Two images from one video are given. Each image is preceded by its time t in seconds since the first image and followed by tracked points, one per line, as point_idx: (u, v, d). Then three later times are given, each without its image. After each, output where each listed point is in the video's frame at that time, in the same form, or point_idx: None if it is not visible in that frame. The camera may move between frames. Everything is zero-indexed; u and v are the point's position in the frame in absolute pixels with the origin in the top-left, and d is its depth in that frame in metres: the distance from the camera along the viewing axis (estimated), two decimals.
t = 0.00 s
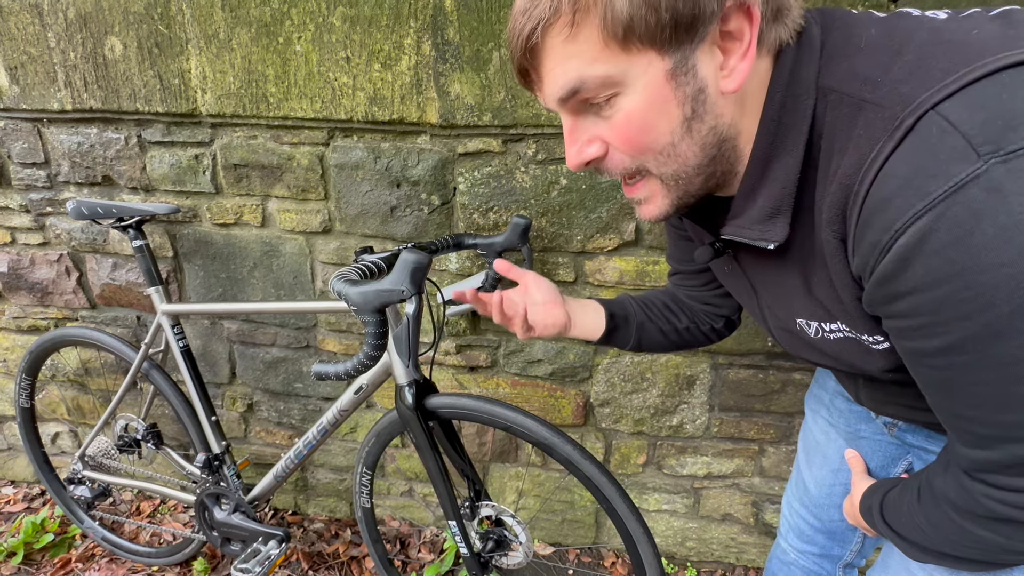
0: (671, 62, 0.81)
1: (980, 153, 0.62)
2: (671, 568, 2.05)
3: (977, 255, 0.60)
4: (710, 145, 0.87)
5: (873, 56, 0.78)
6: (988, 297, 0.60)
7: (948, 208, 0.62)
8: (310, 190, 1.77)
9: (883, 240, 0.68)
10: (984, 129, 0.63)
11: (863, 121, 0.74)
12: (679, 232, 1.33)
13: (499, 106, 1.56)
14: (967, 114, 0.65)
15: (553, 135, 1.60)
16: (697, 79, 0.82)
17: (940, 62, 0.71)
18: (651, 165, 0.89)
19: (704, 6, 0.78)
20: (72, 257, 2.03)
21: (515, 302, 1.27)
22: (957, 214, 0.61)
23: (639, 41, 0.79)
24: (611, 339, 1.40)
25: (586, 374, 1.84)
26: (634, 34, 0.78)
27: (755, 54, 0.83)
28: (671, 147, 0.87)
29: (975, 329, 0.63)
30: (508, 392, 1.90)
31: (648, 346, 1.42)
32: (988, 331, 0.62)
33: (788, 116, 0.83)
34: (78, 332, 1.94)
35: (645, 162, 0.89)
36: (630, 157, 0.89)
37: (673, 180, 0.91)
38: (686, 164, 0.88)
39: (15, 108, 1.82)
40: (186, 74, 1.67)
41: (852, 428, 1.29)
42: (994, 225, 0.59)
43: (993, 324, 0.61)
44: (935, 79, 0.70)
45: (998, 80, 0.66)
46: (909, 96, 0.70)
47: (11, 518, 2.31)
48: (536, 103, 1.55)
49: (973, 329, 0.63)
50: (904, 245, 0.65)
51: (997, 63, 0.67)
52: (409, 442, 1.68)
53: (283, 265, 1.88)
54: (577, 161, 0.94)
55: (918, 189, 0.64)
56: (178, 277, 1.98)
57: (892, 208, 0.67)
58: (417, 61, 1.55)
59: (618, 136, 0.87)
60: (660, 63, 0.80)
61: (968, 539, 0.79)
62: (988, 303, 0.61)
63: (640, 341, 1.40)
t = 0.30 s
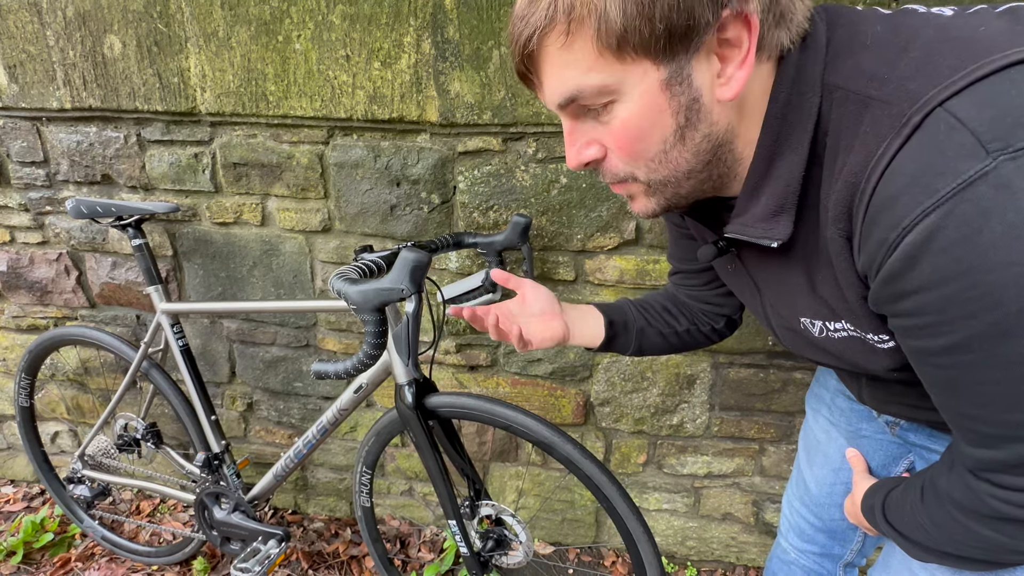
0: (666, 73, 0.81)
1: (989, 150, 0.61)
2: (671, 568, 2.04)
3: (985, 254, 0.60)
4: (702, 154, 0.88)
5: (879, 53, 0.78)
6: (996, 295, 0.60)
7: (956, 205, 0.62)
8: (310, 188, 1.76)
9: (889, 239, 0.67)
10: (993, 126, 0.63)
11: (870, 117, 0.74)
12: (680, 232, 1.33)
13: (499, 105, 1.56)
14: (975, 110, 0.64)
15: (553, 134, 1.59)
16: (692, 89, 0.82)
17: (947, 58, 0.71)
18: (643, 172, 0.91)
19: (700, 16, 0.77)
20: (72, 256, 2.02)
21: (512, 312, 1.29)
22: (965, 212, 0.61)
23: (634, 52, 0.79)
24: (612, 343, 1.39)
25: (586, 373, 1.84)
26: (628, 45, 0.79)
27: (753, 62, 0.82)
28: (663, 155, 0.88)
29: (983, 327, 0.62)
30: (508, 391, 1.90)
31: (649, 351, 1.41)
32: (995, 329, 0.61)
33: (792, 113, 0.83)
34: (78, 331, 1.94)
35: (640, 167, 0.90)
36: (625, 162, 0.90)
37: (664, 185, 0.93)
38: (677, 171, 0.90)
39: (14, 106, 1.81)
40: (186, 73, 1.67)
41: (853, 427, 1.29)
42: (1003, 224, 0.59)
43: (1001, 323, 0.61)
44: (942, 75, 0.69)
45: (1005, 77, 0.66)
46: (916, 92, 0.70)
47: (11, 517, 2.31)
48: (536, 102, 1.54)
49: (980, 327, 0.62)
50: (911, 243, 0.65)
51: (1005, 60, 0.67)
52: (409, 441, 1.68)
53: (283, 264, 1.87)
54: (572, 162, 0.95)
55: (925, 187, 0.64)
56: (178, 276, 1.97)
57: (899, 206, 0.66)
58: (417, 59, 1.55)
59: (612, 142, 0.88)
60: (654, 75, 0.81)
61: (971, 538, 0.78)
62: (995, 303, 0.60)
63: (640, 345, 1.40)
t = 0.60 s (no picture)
0: (672, 65, 0.81)
1: (1001, 144, 0.61)
2: (670, 567, 2.05)
3: (996, 250, 0.60)
4: (704, 147, 0.88)
5: (890, 47, 0.77)
6: (1006, 291, 0.60)
7: (966, 200, 0.62)
8: (309, 188, 1.76)
9: (897, 234, 0.67)
10: (1005, 120, 0.63)
11: (879, 111, 0.74)
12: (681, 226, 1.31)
13: (498, 104, 1.56)
14: (987, 104, 0.64)
15: (552, 133, 1.59)
16: (697, 82, 0.83)
17: (959, 53, 0.71)
18: (644, 162, 0.91)
19: (709, 8, 0.77)
20: (72, 255, 2.02)
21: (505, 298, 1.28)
22: (976, 206, 0.61)
23: (641, 41, 0.79)
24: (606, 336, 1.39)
25: (586, 372, 1.84)
26: (636, 33, 0.79)
27: (761, 58, 0.81)
28: (665, 146, 0.88)
29: (990, 325, 0.62)
30: (508, 390, 1.91)
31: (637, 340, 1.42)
32: (1002, 328, 0.62)
33: (799, 107, 0.83)
34: (78, 330, 1.94)
35: (641, 157, 0.91)
36: (626, 151, 0.91)
37: (664, 176, 0.93)
38: (678, 162, 0.90)
39: (14, 106, 1.81)
40: (185, 72, 1.67)
41: (851, 426, 1.29)
42: (1014, 219, 0.59)
43: (1009, 320, 0.61)
44: (954, 69, 0.69)
45: (1018, 72, 0.66)
46: (928, 86, 0.70)
47: (11, 516, 2.31)
48: (535, 101, 1.54)
49: (988, 325, 0.63)
50: (920, 239, 0.65)
51: (1017, 55, 0.67)
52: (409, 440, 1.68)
53: (283, 263, 1.88)
54: (573, 149, 0.96)
55: (936, 181, 0.64)
56: (177, 275, 1.98)
57: (908, 200, 0.66)
58: (416, 58, 1.55)
59: (615, 131, 0.88)
60: (660, 66, 0.81)
61: (971, 538, 0.79)
62: (1004, 299, 0.60)
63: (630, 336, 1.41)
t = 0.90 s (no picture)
0: (680, 54, 0.81)
1: (1010, 141, 0.61)
2: (670, 566, 2.05)
3: (1002, 249, 0.60)
4: (707, 139, 0.88)
5: (898, 40, 0.77)
6: (1011, 291, 0.60)
7: (974, 198, 0.62)
8: (309, 187, 1.76)
9: (902, 231, 0.67)
10: (1014, 117, 0.62)
11: (884, 106, 0.73)
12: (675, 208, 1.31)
13: (498, 103, 1.56)
14: (996, 100, 0.64)
15: (552, 132, 1.59)
16: (704, 73, 0.82)
17: (968, 47, 0.70)
18: (646, 152, 0.91)
19: None
20: (72, 255, 2.02)
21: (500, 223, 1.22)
22: (984, 204, 0.61)
23: (650, 27, 0.79)
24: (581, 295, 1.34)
25: (585, 372, 1.84)
26: (645, 18, 0.79)
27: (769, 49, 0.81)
28: (668, 137, 0.88)
29: (993, 326, 0.62)
30: (508, 389, 1.90)
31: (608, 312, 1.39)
32: (1005, 329, 0.62)
33: (802, 100, 0.83)
34: (78, 330, 1.94)
35: (643, 147, 0.90)
36: (629, 141, 0.90)
37: (665, 168, 0.93)
38: (680, 154, 0.90)
39: (14, 105, 1.81)
40: (185, 71, 1.66)
41: (851, 426, 1.29)
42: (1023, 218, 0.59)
43: (1012, 322, 0.61)
44: (963, 64, 0.69)
45: None
46: (935, 81, 0.69)
47: (11, 515, 2.31)
48: (535, 100, 1.54)
49: (991, 326, 0.62)
50: (925, 237, 0.65)
51: None
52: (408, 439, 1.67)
53: (283, 262, 1.87)
54: (575, 135, 0.95)
55: (942, 178, 0.64)
56: (177, 275, 1.97)
57: (914, 197, 0.66)
58: (416, 58, 1.55)
59: (618, 118, 0.88)
60: (668, 53, 0.81)
61: (970, 538, 0.79)
62: (1010, 300, 0.60)
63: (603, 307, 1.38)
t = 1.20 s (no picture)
0: (684, 46, 0.80)
1: (1016, 138, 0.61)
2: (670, 566, 2.05)
3: (1008, 248, 0.60)
4: (710, 133, 0.88)
5: (902, 36, 0.76)
6: (1016, 291, 0.60)
7: (980, 196, 0.61)
8: (309, 186, 1.76)
9: (906, 230, 0.67)
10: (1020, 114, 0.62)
11: (888, 102, 0.73)
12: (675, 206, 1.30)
13: (498, 102, 1.55)
14: (1002, 97, 0.64)
15: (552, 131, 1.59)
16: (707, 66, 0.82)
17: (974, 44, 0.70)
18: (649, 144, 0.91)
19: None
20: (71, 254, 2.02)
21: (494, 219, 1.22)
22: (989, 202, 0.61)
23: (655, 17, 0.78)
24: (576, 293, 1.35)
25: (586, 371, 1.83)
26: (650, 9, 0.78)
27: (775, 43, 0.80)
28: (671, 129, 0.88)
29: (998, 326, 0.62)
30: (507, 389, 1.90)
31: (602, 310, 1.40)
32: (1009, 329, 0.61)
33: (805, 96, 0.82)
34: (77, 329, 1.94)
35: (646, 139, 0.90)
36: (631, 132, 0.90)
37: (667, 161, 0.92)
38: (682, 147, 0.90)
39: (13, 104, 1.81)
40: (184, 70, 1.66)
41: (851, 426, 1.29)
42: None
43: (1017, 321, 0.61)
44: (967, 61, 0.69)
45: None
46: (941, 77, 0.69)
47: (9, 515, 2.31)
48: (536, 99, 1.54)
49: (996, 326, 0.62)
50: (930, 235, 0.64)
51: None
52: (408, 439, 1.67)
53: (283, 261, 1.87)
54: (577, 126, 0.95)
55: (948, 176, 0.64)
56: (176, 274, 1.97)
57: (919, 196, 0.66)
58: (416, 56, 1.54)
59: (622, 109, 0.87)
60: (673, 45, 0.80)
61: (972, 538, 0.78)
62: (1014, 299, 0.60)
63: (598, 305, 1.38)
